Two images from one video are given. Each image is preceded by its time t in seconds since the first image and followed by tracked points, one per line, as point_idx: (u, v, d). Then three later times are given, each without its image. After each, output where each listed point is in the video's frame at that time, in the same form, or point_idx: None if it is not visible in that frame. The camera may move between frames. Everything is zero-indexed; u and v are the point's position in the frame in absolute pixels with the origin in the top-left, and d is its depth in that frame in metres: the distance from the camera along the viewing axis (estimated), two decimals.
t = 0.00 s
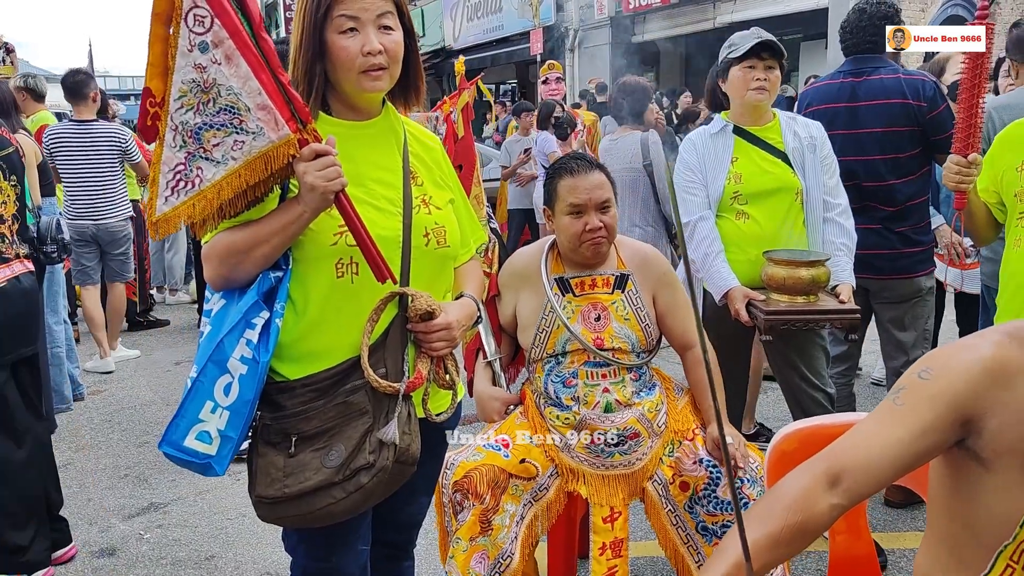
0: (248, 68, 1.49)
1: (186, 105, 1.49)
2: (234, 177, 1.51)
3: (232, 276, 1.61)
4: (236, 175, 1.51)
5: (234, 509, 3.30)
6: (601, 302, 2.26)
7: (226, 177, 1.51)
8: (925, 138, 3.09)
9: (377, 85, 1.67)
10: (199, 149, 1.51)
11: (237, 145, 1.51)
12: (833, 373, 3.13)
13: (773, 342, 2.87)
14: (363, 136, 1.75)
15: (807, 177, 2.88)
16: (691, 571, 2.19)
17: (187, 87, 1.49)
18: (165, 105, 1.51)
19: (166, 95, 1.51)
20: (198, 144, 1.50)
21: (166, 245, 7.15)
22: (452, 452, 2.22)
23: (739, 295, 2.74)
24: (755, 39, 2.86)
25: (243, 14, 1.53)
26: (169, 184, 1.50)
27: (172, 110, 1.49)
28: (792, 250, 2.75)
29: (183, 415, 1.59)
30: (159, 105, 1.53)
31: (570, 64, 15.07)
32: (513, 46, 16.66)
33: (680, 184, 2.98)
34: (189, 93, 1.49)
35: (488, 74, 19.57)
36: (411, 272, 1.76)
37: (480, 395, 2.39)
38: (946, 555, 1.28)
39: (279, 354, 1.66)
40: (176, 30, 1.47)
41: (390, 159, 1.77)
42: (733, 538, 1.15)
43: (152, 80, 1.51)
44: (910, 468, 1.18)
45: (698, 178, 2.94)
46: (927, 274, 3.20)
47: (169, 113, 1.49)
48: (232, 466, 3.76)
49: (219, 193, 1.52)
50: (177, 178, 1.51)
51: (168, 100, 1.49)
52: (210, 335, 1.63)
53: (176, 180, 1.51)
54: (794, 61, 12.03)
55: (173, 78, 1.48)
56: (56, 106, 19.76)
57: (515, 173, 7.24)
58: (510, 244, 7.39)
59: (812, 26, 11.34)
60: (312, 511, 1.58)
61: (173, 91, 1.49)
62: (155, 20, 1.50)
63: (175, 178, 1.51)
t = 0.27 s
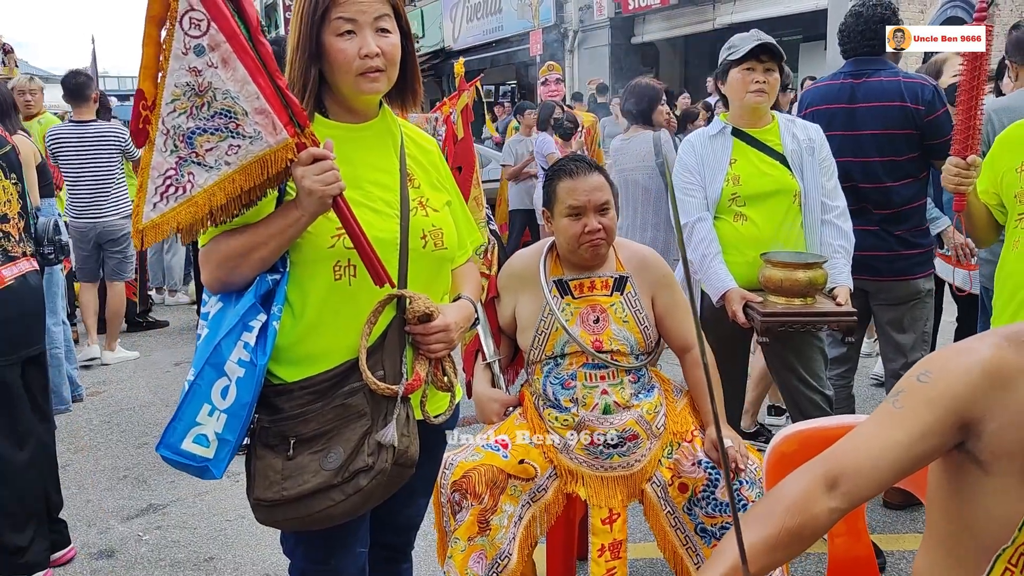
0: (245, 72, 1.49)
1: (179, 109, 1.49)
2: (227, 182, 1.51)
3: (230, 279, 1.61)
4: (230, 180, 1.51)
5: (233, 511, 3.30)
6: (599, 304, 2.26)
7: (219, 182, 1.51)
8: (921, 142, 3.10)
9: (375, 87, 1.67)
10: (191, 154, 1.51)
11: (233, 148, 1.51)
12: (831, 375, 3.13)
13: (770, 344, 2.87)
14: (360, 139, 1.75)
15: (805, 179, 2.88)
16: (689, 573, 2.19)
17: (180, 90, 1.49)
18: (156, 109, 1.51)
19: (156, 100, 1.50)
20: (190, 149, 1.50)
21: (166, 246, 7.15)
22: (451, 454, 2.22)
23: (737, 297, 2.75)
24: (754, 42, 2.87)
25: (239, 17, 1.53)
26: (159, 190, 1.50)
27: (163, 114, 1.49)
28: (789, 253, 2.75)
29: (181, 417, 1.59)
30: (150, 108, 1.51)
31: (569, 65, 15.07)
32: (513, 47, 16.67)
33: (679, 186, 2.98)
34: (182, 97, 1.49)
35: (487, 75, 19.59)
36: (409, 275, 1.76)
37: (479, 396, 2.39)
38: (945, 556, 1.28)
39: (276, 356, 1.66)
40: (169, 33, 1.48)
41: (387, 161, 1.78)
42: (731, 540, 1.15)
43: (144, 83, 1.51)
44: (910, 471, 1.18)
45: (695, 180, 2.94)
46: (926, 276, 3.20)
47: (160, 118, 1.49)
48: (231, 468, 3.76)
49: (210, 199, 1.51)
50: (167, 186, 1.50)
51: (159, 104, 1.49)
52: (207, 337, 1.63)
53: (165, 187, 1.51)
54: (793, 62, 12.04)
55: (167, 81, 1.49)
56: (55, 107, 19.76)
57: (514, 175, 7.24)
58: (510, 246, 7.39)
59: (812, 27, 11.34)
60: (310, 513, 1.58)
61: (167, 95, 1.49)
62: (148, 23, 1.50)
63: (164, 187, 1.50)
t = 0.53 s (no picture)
0: (243, 71, 1.49)
1: (176, 108, 1.49)
2: (226, 180, 1.51)
3: (228, 280, 1.61)
4: (228, 179, 1.51)
5: (232, 511, 3.29)
6: (599, 305, 2.26)
7: (216, 181, 1.50)
8: (921, 143, 3.10)
9: (374, 86, 1.67)
10: (189, 152, 1.50)
11: (231, 147, 1.51)
12: (831, 376, 3.13)
13: (767, 346, 2.86)
14: (359, 138, 1.75)
15: (805, 181, 2.88)
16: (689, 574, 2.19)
17: (179, 88, 1.49)
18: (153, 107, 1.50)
19: (154, 97, 1.50)
20: (189, 147, 1.50)
21: (165, 246, 7.15)
22: (450, 455, 2.22)
23: (733, 298, 2.76)
24: (753, 43, 2.87)
25: (238, 16, 1.53)
26: (156, 189, 1.50)
27: (161, 112, 1.49)
28: (787, 253, 2.75)
29: (179, 418, 1.59)
30: (148, 107, 1.51)
31: (569, 66, 15.06)
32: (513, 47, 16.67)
33: (678, 186, 2.98)
34: (181, 95, 1.49)
35: (487, 76, 19.59)
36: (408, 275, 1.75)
37: (479, 396, 2.38)
38: (946, 558, 1.27)
39: (275, 357, 1.65)
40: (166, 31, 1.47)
41: (386, 161, 1.77)
42: (732, 541, 1.16)
43: (141, 81, 1.50)
44: (912, 473, 1.18)
45: (694, 181, 2.94)
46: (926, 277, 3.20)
47: (158, 115, 1.49)
48: (230, 468, 3.76)
49: (207, 198, 1.50)
50: (163, 184, 1.50)
51: (158, 102, 1.49)
52: (206, 338, 1.62)
53: (162, 185, 1.50)
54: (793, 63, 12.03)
55: (164, 80, 1.48)
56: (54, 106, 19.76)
57: (514, 175, 7.24)
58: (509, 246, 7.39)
59: (812, 28, 11.33)
60: (309, 514, 1.57)
61: (165, 93, 1.49)
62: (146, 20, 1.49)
63: (161, 185, 1.50)
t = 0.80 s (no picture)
0: (242, 69, 1.49)
1: (180, 105, 1.49)
2: (227, 177, 1.51)
3: (227, 279, 1.60)
4: (230, 176, 1.51)
5: (230, 511, 3.28)
6: (598, 305, 2.26)
7: (218, 179, 1.50)
8: (922, 144, 3.10)
9: (372, 84, 1.66)
10: (191, 149, 1.50)
11: (231, 145, 1.50)
12: (829, 377, 3.13)
13: (765, 346, 2.86)
14: (358, 137, 1.75)
15: (803, 182, 2.88)
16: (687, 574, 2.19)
17: (181, 86, 1.49)
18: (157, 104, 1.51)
19: (158, 95, 1.50)
20: (191, 145, 1.50)
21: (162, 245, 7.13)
22: (449, 454, 2.22)
23: (731, 299, 2.76)
24: (752, 44, 2.88)
25: (238, 14, 1.53)
26: (161, 184, 1.50)
27: (164, 110, 1.49)
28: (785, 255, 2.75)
29: (178, 418, 1.59)
30: (151, 104, 1.52)
31: (568, 66, 15.05)
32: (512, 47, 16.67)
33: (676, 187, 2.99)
34: (183, 93, 1.49)
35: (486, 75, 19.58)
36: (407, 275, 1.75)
37: (478, 396, 2.38)
38: (945, 559, 1.27)
39: (274, 357, 1.65)
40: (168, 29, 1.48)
41: (385, 159, 1.77)
42: (736, 547, 1.16)
43: (144, 79, 1.51)
44: (911, 475, 1.19)
45: (693, 182, 2.94)
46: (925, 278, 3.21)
47: (161, 113, 1.49)
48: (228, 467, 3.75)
49: (211, 193, 1.50)
50: (170, 178, 1.50)
51: (161, 100, 1.49)
52: (205, 338, 1.62)
53: (167, 180, 1.50)
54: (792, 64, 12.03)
55: (167, 78, 1.48)
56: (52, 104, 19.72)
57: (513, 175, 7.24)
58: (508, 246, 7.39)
59: (811, 29, 11.33)
60: (307, 514, 1.57)
61: (167, 91, 1.49)
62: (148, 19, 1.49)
63: (167, 179, 1.50)
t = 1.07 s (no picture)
0: (240, 67, 1.49)
1: (181, 102, 1.49)
2: (225, 174, 1.50)
3: (222, 278, 1.60)
4: (227, 173, 1.50)
5: (226, 511, 3.28)
6: (594, 306, 2.26)
7: (217, 175, 1.50)
8: (918, 147, 3.11)
9: (369, 82, 1.66)
10: (192, 145, 1.50)
11: (229, 142, 1.50)
12: (825, 378, 3.14)
13: (762, 348, 2.87)
14: (355, 136, 1.75)
15: (799, 183, 2.89)
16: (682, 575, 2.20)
17: (181, 83, 1.49)
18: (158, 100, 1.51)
19: (160, 91, 1.51)
20: (192, 140, 1.50)
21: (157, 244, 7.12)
22: (444, 455, 2.22)
23: (728, 300, 2.75)
24: (749, 45, 2.89)
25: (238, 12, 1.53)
26: (163, 179, 1.50)
27: (167, 106, 1.49)
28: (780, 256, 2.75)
29: (173, 417, 1.58)
30: (152, 100, 1.52)
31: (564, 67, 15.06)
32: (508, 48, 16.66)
33: (673, 188, 2.99)
34: (183, 89, 1.49)
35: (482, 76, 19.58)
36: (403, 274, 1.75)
37: (474, 397, 2.38)
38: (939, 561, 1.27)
39: (270, 357, 1.65)
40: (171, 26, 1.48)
41: (382, 159, 1.77)
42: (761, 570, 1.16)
43: (146, 76, 1.51)
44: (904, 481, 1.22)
45: (689, 183, 2.94)
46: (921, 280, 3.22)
47: (163, 109, 1.49)
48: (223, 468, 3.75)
49: (211, 189, 1.51)
50: (170, 174, 1.50)
51: (163, 96, 1.49)
52: (200, 337, 1.62)
53: (168, 176, 1.51)
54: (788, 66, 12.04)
55: (168, 75, 1.49)
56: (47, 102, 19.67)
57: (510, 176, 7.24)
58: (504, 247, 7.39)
59: (808, 30, 11.33)
60: (304, 514, 1.57)
61: (168, 87, 1.49)
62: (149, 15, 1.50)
63: (168, 175, 1.50)
